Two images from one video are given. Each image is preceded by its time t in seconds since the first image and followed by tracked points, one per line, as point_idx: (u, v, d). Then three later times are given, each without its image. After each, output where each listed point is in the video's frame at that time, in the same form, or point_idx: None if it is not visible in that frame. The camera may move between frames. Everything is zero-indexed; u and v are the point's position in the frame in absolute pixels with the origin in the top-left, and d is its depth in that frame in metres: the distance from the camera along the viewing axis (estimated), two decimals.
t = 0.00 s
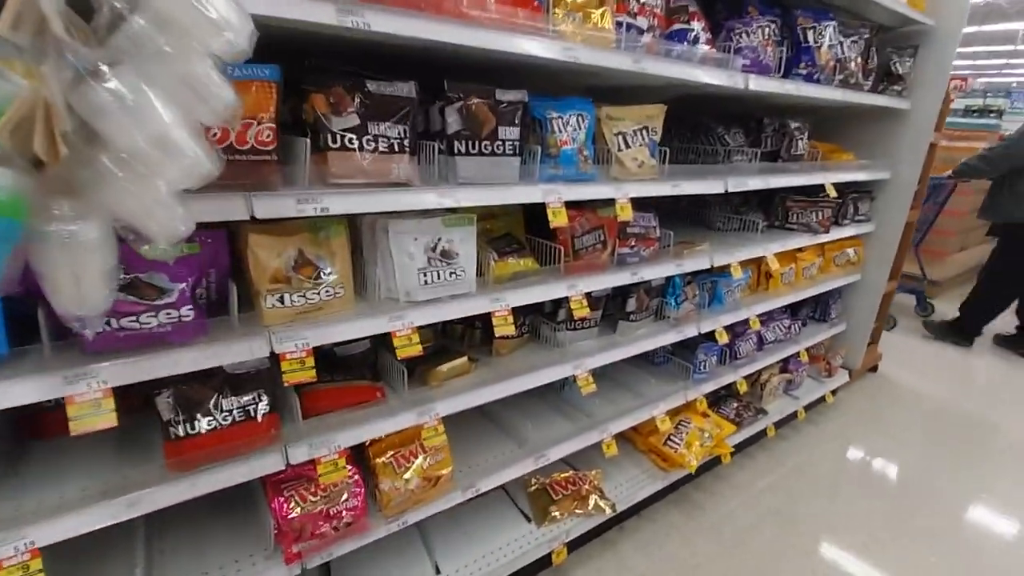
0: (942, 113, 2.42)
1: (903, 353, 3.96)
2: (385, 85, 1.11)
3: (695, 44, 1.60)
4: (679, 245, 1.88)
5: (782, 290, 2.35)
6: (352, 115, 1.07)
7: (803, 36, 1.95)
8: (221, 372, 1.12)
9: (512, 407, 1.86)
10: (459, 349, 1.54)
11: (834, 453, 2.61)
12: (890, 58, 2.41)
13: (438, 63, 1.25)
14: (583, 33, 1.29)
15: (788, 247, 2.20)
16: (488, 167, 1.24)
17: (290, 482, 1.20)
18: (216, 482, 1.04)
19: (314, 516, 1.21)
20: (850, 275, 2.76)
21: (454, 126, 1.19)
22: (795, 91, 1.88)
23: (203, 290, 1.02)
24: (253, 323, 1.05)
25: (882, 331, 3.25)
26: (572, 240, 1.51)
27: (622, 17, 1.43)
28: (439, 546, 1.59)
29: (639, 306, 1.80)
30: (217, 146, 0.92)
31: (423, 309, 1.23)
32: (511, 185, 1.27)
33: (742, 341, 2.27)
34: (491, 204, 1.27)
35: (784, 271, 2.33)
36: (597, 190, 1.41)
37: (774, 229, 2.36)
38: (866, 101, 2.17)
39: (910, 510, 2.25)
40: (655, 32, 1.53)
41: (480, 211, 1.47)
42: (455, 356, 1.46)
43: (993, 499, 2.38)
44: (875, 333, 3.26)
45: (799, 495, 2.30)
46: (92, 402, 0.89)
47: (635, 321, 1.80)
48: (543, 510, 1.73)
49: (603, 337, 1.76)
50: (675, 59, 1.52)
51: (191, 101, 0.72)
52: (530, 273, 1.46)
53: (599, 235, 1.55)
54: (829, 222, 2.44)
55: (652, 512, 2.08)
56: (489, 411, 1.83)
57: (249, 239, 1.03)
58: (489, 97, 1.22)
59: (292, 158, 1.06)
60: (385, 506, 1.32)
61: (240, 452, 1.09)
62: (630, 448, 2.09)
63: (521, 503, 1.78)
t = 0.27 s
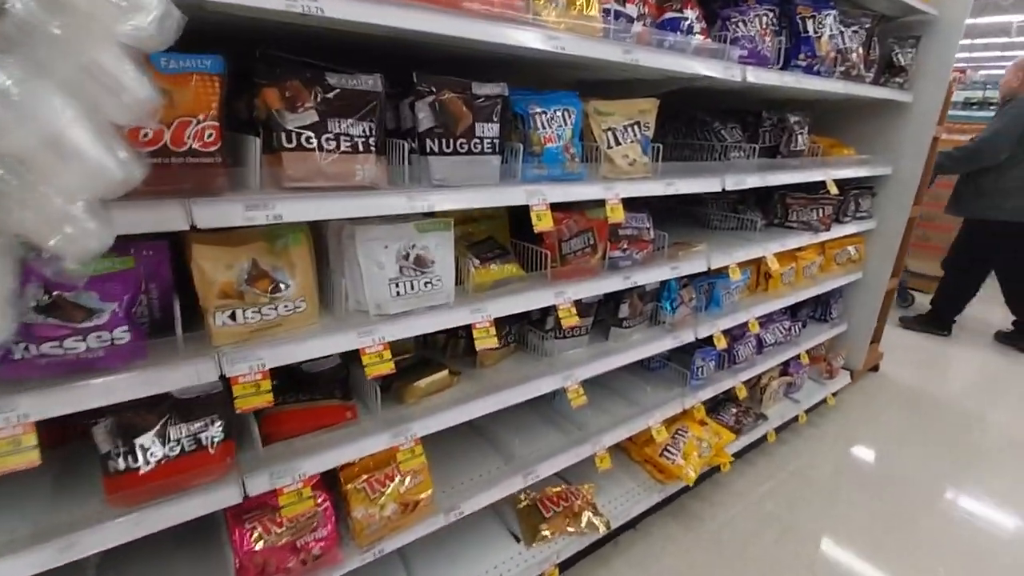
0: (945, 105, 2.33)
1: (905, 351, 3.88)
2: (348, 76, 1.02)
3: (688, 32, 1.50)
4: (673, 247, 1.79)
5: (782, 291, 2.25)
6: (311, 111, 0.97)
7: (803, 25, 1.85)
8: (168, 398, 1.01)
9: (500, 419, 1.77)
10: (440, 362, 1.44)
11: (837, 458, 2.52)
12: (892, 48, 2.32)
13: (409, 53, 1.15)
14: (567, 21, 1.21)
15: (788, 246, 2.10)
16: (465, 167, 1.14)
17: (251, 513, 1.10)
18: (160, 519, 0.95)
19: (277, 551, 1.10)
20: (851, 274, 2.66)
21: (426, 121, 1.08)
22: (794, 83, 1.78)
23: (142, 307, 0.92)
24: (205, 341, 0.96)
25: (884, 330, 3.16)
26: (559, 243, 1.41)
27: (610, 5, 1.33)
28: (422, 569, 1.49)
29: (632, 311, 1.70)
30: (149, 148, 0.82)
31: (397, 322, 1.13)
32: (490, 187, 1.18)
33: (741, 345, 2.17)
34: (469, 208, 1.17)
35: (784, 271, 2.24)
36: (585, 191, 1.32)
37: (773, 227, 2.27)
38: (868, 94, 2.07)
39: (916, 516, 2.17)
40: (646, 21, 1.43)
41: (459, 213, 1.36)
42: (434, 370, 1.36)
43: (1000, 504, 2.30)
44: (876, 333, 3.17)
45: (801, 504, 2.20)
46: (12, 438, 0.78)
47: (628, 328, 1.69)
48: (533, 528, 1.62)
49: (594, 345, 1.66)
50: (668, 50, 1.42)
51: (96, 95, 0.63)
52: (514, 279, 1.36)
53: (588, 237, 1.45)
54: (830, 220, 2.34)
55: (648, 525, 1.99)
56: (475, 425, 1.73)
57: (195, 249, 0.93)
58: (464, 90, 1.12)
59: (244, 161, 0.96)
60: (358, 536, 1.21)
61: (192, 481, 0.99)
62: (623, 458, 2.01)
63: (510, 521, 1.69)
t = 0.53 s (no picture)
0: (927, 105, 2.26)
1: (890, 356, 3.83)
2: (258, 84, 0.90)
3: (653, 33, 1.41)
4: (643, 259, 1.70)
5: (761, 302, 2.19)
6: (217, 122, 0.85)
7: (777, 24, 1.77)
8: (62, 447, 0.87)
9: (464, 447, 1.66)
10: (390, 391, 1.33)
11: (822, 472, 2.44)
12: (871, 47, 2.24)
13: (337, 58, 1.05)
14: (516, 19, 1.12)
15: (766, 256, 2.03)
16: (401, 182, 1.03)
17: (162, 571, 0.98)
18: None
19: None
20: (834, 281, 2.60)
21: (353, 131, 0.97)
22: (769, 85, 1.70)
23: (22, 342, 0.82)
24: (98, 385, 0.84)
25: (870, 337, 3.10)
26: (515, 261, 1.31)
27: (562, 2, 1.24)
28: None
29: (599, 330, 1.63)
30: (16, 169, 0.72)
31: (329, 354, 1.02)
32: (434, 203, 1.08)
33: (718, 360, 2.12)
34: (408, 225, 1.07)
35: (762, 281, 2.17)
36: (540, 206, 1.23)
37: (751, 236, 2.20)
38: (846, 95, 2.00)
39: (904, 534, 2.09)
40: (606, 19, 1.34)
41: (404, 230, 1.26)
42: (381, 401, 1.25)
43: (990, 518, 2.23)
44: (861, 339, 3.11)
45: (786, 523, 2.12)
46: None
47: (594, 348, 1.63)
48: (497, 565, 1.52)
49: (559, 367, 1.59)
50: (630, 51, 1.33)
51: None
52: (466, 303, 1.27)
53: (547, 254, 1.36)
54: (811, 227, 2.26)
55: (626, 552, 1.89)
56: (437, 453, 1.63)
57: (80, 284, 0.80)
58: (398, 97, 1.01)
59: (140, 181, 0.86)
60: None
61: (85, 548, 0.87)
62: (597, 482, 1.93)
63: (473, 557, 1.58)
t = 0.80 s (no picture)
0: (885, 114, 2.23)
1: (859, 362, 3.83)
2: (118, 106, 0.78)
3: (591, 44, 1.33)
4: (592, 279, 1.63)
5: (725, 317, 2.11)
6: (64, 150, 0.72)
7: (729, 33, 1.70)
8: None
9: (407, 487, 1.55)
10: (314, 437, 1.22)
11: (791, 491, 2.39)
12: (829, 56, 2.20)
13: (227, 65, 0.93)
14: (433, 30, 1.01)
15: (727, 271, 1.96)
16: (301, 211, 0.92)
17: None
18: None
19: None
20: (800, 292, 2.55)
21: (240, 158, 0.86)
22: (721, 97, 1.64)
23: None
24: None
25: (839, 346, 3.07)
26: (446, 290, 1.22)
27: (487, 13, 1.15)
28: None
29: (548, 357, 1.53)
30: None
31: (222, 408, 0.91)
32: (343, 234, 0.97)
33: (682, 380, 2.04)
34: (311, 255, 0.94)
35: (725, 296, 2.09)
36: (468, 232, 1.15)
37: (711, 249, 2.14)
38: (803, 105, 1.94)
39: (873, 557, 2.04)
40: (538, 31, 1.26)
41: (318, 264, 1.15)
42: (298, 450, 1.14)
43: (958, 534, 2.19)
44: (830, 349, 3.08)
45: (754, 550, 2.06)
46: None
47: (543, 376, 1.54)
48: None
49: (506, 399, 1.49)
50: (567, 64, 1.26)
51: None
52: (392, 337, 1.16)
53: (483, 280, 1.26)
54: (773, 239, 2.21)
55: None
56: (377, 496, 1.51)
57: None
58: (293, 117, 0.90)
59: None
60: None
61: None
62: (555, 515, 1.84)
63: None
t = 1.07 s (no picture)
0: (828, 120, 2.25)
1: (816, 363, 3.90)
2: None
3: (519, 51, 1.27)
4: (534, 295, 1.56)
5: (677, 327, 2.07)
6: None
7: (668, 40, 1.67)
8: None
9: (341, 527, 1.43)
10: (223, 484, 1.12)
11: (749, 501, 2.38)
12: (771, 63, 2.24)
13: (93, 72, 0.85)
14: (334, 34, 0.93)
15: (676, 281, 1.92)
16: (180, 237, 0.82)
17: None
18: None
19: None
20: (753, 297, 2.56)
21: (99, 181, 0.75)
22: (661, 105, 1.60)
23: None
24: None
25: (793, 349, 3.10)
26: (365, 317, 1.13)
27: (399, 17, 1.08)
28: None
29: (488, 380, 1.45)
30: None
31: (89, 465, 0.80)
32: (236, 262, 0.88)
33: (636, 393, 1.97)
34: (191, 286, 0.83)
35: (677, 306, 2.05)
36: (384, 254, 1.07)
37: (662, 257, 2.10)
38: (746, 112, 1.92)
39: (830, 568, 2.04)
40: (459, 37, 1.19)
41: (221, 294, 1.08)
42: (199, 502, 1.04)
43: (909, 539, 2.22)
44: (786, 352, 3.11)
45: (712, 566, 2.02)
46: None
47: (484, 401, 1.46)
48: None
49: (445, 427, 1.40)
50: (493, 71, 1.20)
51: None
52: (304, 371, 1.06)
53: (408, 302, 1.20)
54: (723, 246, 2.19)
55: None
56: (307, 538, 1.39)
57: None
58: (166, 132, 0.82)
59: None
60: None
61: None
62: (507, 542, 1.74)
63: None
